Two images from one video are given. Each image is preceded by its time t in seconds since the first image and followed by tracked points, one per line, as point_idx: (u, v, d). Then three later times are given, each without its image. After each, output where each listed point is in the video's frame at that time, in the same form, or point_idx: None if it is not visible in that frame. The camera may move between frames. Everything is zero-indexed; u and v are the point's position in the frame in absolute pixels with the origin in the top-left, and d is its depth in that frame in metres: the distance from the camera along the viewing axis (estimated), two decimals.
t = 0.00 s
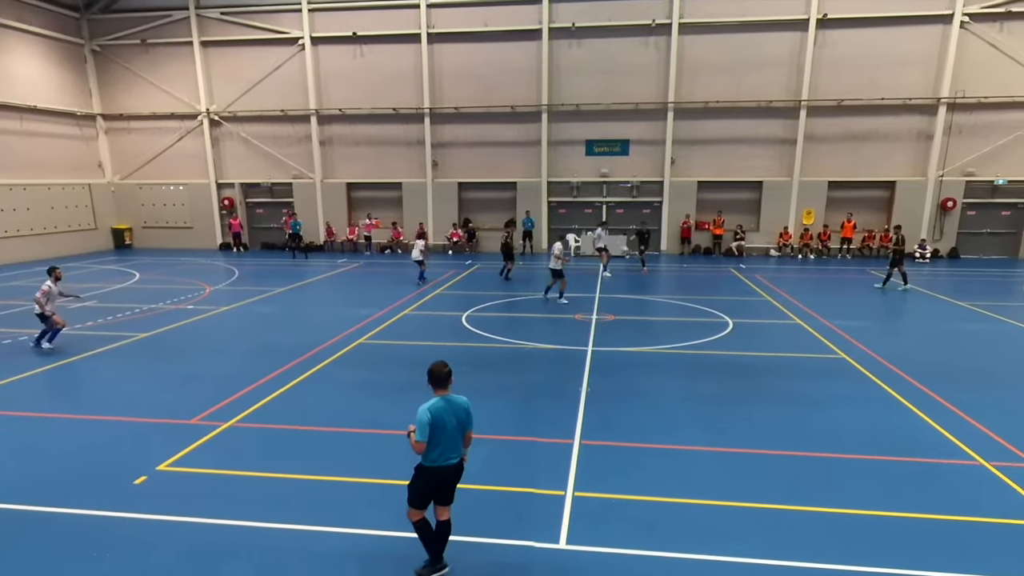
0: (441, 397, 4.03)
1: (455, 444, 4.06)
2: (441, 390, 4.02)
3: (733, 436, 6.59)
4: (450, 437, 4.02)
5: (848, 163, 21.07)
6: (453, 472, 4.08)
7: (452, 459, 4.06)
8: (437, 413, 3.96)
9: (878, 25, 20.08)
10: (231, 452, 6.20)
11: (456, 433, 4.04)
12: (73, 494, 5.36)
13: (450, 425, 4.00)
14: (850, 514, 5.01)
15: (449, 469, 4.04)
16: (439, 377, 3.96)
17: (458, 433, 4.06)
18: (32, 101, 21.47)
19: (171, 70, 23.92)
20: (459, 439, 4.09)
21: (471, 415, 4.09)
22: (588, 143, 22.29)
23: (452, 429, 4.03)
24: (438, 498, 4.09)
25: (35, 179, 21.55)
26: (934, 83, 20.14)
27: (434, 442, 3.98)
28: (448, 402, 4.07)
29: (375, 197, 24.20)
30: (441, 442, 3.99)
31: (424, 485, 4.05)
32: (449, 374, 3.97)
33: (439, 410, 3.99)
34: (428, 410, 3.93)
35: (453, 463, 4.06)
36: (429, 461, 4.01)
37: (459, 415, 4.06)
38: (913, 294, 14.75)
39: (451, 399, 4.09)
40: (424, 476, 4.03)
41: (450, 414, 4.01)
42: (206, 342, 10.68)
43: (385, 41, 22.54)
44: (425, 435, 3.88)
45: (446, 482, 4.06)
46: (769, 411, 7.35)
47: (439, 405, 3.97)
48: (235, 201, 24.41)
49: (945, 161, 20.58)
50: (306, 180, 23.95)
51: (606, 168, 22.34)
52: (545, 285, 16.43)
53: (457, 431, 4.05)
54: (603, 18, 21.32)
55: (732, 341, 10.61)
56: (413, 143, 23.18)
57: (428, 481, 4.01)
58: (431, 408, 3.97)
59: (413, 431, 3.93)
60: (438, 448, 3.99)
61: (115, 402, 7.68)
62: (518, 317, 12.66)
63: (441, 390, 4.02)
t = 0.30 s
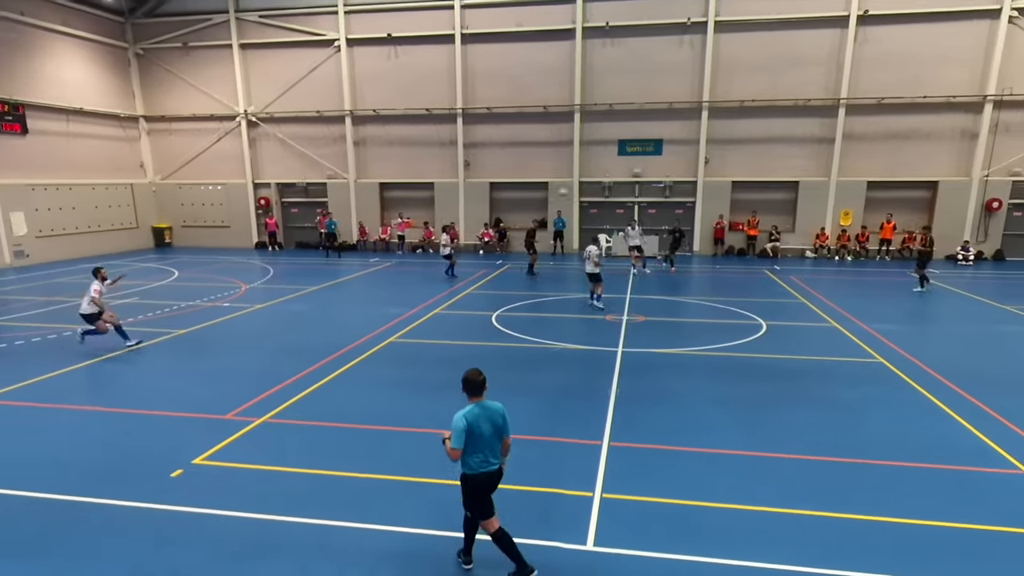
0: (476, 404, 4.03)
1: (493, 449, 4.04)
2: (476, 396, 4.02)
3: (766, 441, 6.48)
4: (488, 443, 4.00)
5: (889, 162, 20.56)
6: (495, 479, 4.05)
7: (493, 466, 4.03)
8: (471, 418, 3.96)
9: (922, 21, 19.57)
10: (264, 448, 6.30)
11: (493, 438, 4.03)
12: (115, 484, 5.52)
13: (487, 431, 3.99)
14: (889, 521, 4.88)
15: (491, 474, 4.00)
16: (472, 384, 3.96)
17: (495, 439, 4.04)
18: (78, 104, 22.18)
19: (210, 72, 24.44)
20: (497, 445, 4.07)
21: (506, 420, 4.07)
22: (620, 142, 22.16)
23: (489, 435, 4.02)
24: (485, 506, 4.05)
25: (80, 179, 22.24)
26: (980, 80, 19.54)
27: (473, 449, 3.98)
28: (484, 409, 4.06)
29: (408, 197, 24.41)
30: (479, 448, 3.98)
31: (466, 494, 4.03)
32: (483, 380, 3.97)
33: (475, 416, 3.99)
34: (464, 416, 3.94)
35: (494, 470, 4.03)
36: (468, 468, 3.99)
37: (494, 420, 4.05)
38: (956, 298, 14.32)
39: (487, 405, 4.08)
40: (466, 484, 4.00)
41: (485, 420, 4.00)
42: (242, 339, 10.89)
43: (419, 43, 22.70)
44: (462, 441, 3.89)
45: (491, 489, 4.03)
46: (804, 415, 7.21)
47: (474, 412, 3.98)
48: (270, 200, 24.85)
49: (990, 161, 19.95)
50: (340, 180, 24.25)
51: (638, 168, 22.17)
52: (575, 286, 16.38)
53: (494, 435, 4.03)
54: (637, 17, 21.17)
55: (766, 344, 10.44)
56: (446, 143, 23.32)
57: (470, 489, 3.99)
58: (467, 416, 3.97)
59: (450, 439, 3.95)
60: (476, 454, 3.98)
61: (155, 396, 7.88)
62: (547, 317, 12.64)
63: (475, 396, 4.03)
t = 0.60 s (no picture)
0: (489, 401, 4.03)
1: (507, 445, 4.04)
2: (489, 394, 4.02)
3: (799, 445, 6.36)
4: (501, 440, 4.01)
5: (930, 161, 20.02)
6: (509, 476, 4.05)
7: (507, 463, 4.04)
8: (483, 415, 3.98)
9: (967, 16, 19.03)
10: (296, 444, 6.40)
11: (504, 435, 4.03)
12: (152, 476, 5.66)
13: (499, 428, 4.00)
14: (927, 530, 4.74)
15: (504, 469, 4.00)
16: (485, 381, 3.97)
17: (507, 436, 4.05)
18: (122, 106, 22.81)
19: (249, 74, 24.90)
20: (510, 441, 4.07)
21: (519, 418, 4.06)
22: (653, 142, 21.97)
23: (501, 432, 4.03)
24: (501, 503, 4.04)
25: (122, 179, 22.83)
26: None
27: (486, 446, 3.99)
28: (498, 406, 4.06)
29: (439, 197, 24.55)
30: (492, 445, 3.99)
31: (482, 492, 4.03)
32: (495, 376, 3.97)
33: (487, 412, 4.01)
34: (476, 413, 3.96)
35: (507, 465, 4.03)
36: (482, 465, 3.99)
37: (507, 417, 4.05)
38: (1000, 301, 13.88)
39: (501, 402, 4.09)
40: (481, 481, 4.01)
41: (497, 417, 4.01)
42: (275, 336, 11.07)
43: (452, 43, 22.82)
44: (474, 437, 3.91)
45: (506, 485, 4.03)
46: (839, 420, 7.06)
47: (486, 409, 3.99)
48: (305, 200, 25.23)
49: None
50: (373, 180, 24.51)
51: (672, 168, 21.95)
52: (606, 286, 16.29)
53: (506, 432, 4.04)
54: (672, 15, 20.96)
55: (801, 347, 10.24)
56: (478, 143, 23.40)
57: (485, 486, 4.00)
58: (479, 413, 3.98)
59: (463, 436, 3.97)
60: (489, 451, 3.99)
61: (191, 391, 8.06)
62: (577, 318, 12.60)
63: (488, 394, 4.05)
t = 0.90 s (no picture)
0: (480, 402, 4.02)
1: (498, 445, 4.07)
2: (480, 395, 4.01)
3: (831, 450, 6.23)
4: (493, 440, 4.02)
5: (971, 161, 19.48)
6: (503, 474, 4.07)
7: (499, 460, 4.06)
8: (478, 417, 3.96)
9: (1012, 12, 18.49)
10: (324, 441, 6.47)
11: (497, 435, 4.04)
12: (184, 470, 5.78)
13: (492, 427, 4.00)
14: (966, 540, 4.60)
15: (496, 469, 4.04)
16: (476, 384, 3.96)
17: (498, 435, 4.06)
18: (161, 108, 23.36)
19: (283, 75, 25.29)
20: (500, 441, 4.09)
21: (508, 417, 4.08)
22: (684, 142, 21.75)
23: (493, 431, 4.04)
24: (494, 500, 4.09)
25: (159, 179, 23.35)
26: None
27: (479, 447, 3.99)
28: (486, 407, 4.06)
29: (469, 196, 24.63)
30: (484, 445, 4.00)
31: (475, 489, 4.08)
32: (484, 378, 3.99)
33: (480, 414, 3.99)
34: (469, 415, 3.93)
35: (499, 465, 4.06)
36: (474, 464, 4.03)
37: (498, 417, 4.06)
38: None
39: (489, 402, 4.09)
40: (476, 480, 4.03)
41: (490, 418, 4.00)
42: (306, 334, 11.22)
43: (484, 44, 22.90)
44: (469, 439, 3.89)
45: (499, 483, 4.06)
46: (872, 425, 6.90)
47: (478, 410, 3.97)
48: (336, 200, 25.54)
49: None
50: (403, 180, 24.71)
51: (703, 168, 21.71)
52: (635, 287, 16.17)
53: (498, 432, 4.05)
54: (705, 13, 20.73)
55: (835, 350, 10.04)
56: (508, 143, 23.42)
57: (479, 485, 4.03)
58: (471, 415, 3.96)
59: (456, 437, 3.95)
60: (481, 451, 4.01)
61: (224, 388, 8.21)
62: (605, 318, 12.53)
63: (480, 395, 4.03)
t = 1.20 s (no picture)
0: (442, 393, 4.06)
1: (464, 434, 4.09)
2: (441, 386, 4.04)
3: (865, 456, 6.09)
4: (458, 429, 4.04)
5: (1016, 160, 18.89)
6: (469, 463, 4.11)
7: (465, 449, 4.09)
8: (440, 407, 4.00)
9: None
10: (352, 438, 6.53)
11: (461, 424, 4.07)
12: (216, 465, 5.88)
13: (456, 417, 4.03)
14: (1008, 551, 4.46)
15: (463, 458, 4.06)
16: (437, 375, 3.99)
17: (463, 424, 4.08)
18: (198, 109, 23.86)
19: (317, 77, 25.63)
20: (466, 430, 4.11)
21: (471, 405, 4.11)
22: (716, 141, 21.49)
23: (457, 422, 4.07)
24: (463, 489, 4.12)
25: (196, 179, 23.86)
26: None
27: (444, 437, 4.02)
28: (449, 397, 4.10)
29: (498, 196, 24.68)
30: (448, 435, 4.02)
31: (448, 483, 4.08)
32: (444, 369, 4.01)
33: (442, 405, 4.03)
34: (430, 406, 3.98)
35: (466, 453, 4.08)
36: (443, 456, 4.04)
37: (460, 406, 4.09)
38: None
39: (451, 393, 4.12)
40: (444, 471, 4.05)
41: (452, 408, 4.04)
42: (337, 333, 11.34)
43: (515, 44, 22.91)
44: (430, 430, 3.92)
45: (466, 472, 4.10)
46: (908, 431, 6.73)
47: (439, 400, 4.01)
48: (367, 199, 25.81)
49: None
50: (434, 180, 24.87)
51: (735, 168, 21.42)
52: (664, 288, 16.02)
53: (461, 421, 4.07)
54: (739, 11, 20.45)
55: (870, 354, 9.82)
56: (538, 143, 23.40)
57: (449, 477, 4.04)
58: (433, 407, 3.99)
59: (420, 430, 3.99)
60: (447, 441, 4.03)
61: (256, 384, 8.34)
62: (634, 319, 12.44)
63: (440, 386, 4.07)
